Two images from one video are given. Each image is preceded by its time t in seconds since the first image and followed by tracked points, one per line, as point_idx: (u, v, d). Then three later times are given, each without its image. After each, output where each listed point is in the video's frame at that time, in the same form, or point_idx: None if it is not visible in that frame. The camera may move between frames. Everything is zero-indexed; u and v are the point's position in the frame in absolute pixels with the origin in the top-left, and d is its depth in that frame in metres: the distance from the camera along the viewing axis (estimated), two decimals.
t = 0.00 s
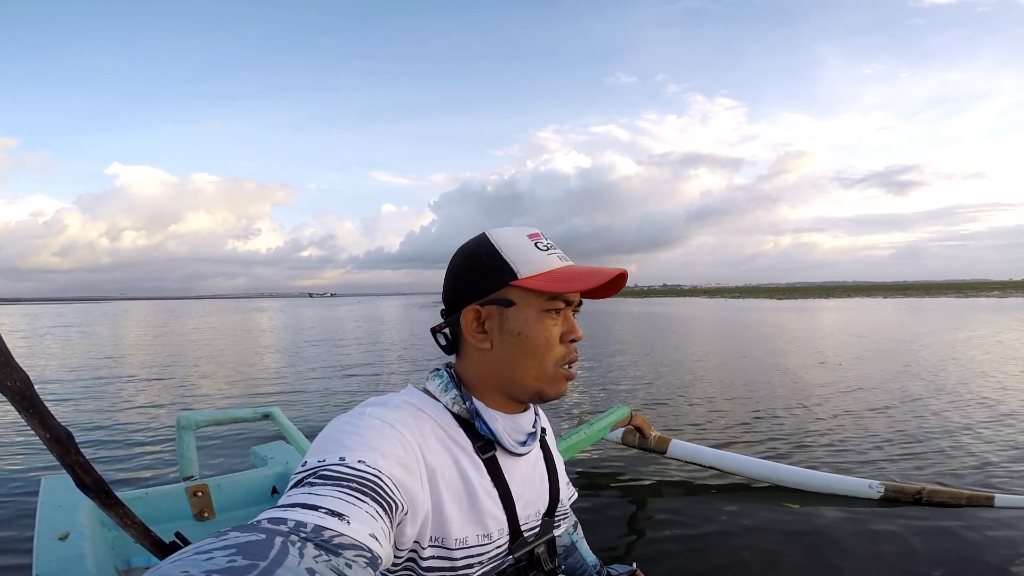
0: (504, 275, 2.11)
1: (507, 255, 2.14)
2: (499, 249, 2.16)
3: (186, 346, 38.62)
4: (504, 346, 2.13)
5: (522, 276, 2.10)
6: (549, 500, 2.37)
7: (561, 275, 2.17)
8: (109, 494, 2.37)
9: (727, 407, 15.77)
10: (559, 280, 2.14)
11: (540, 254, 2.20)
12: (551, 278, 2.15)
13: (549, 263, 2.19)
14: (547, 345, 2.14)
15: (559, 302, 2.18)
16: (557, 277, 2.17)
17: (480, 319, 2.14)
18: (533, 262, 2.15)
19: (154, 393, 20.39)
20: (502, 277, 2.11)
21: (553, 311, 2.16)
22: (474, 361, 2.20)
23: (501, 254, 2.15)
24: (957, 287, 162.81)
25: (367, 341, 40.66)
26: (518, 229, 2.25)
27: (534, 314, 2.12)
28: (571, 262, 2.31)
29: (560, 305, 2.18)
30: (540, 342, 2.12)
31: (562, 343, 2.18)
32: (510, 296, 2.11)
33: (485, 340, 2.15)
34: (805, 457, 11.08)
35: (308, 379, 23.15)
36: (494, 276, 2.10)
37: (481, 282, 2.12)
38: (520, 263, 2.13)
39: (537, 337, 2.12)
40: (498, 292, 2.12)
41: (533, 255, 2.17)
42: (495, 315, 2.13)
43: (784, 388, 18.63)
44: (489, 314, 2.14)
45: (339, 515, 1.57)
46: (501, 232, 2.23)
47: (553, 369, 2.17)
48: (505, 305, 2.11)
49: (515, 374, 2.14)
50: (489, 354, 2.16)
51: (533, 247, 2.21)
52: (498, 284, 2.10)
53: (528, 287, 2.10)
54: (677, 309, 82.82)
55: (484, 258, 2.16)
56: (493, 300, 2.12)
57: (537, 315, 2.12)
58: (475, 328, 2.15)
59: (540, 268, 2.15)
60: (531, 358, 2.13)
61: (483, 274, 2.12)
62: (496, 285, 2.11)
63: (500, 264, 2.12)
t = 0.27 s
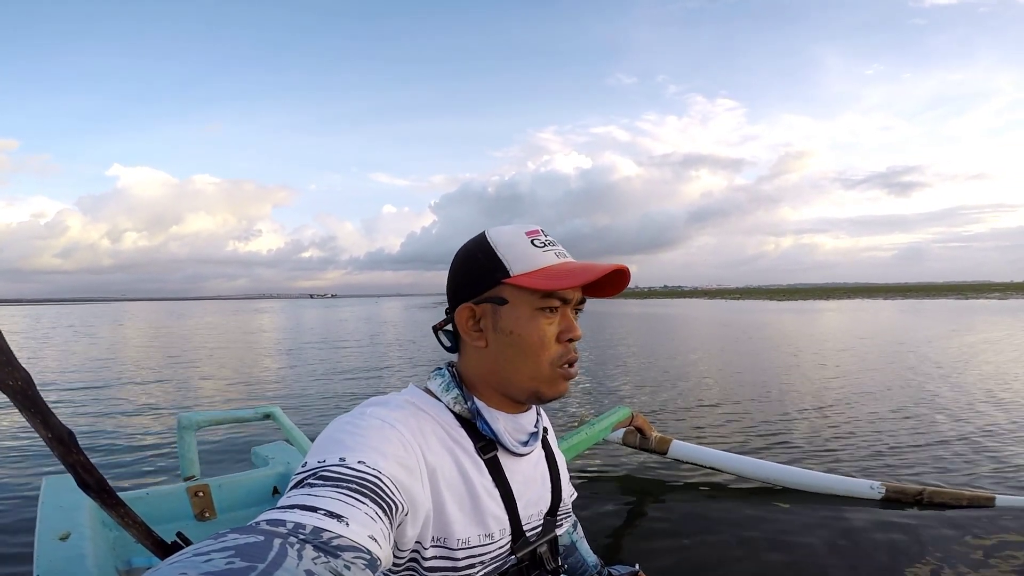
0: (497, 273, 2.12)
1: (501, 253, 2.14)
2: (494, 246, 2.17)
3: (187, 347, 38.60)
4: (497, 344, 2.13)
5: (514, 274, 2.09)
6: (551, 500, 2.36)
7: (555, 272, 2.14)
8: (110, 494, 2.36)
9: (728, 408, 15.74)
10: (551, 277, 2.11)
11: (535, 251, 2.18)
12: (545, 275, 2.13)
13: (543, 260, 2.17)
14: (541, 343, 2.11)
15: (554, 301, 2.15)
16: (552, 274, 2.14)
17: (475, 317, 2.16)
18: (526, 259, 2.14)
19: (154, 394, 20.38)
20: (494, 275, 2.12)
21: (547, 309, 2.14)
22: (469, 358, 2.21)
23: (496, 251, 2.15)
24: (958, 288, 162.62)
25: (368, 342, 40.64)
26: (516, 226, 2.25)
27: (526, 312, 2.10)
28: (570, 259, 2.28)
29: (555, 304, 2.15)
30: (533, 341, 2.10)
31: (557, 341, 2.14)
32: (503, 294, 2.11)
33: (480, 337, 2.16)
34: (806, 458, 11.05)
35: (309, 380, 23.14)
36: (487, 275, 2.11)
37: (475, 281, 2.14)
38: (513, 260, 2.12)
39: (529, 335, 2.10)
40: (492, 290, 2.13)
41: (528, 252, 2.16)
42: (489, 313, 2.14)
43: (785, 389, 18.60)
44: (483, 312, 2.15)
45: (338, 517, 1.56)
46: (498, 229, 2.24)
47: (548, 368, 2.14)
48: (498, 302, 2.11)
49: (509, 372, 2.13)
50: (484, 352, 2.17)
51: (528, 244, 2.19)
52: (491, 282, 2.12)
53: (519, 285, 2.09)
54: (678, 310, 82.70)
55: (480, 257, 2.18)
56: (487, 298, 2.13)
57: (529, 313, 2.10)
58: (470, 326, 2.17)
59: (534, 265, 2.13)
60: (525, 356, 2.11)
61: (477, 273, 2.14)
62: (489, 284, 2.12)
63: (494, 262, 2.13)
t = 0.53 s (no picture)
0: (490, 276, 2.14)
1: (496, 254, 2.15)
2: (490, 247, 2.19)
3: (185, 343, 38.52)
4: (493, 346, 2.15)
5: (507, 276, 2.10)
6: (557, 498, 2.36)
7: (549, 274, 2.12)
8: (114, 493, 2.36)
9: (725, 410, 15.76)
10: (543, 280, 2.10)
11: (530, 252, 2.17)
12: (538, 277, 2.11)
13: (539, 261, 2.16)
14: (535, 345, 2.11)
15: (550, 302, 2.13)
16: (545, 276, 2.12)
17: (472, 319, 2.19)
18: (520, 260, 2.14)
19: (151, 391, 20.34)
20: (489, 278, 2.14)
21: (542, 311, 2.13)
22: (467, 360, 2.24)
23: (491, 253, 2.17)
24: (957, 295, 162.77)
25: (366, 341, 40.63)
26: (514, 226, 2.25)
27: (518, 315, 2.10)
28: (569, 259, 2.25)
29: (550, 306, 2.13)
30: (526, 343, 2.11)
31: (552, 343, 2.13)
32: (497, 297, 2.13)
33: (477, 338, 2.20)
34: (804, 460, 11.07)
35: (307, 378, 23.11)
36: (481, 278, 2.14)
37: (471, 283, 2.17)
38: (507, 262, 2.13)
39: (523, 338, 2.10)
40: (487, 292, 2.15)
41: (522, 253, 2.15)
42: (485, 315, 2.16)
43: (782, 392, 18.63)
44: (480, 314, 2.18)
45: (344, 517, 1.56)
46: (496, 230, 2.25)
47: (544, 371, 2.13)
48: (493, 304, 2.14)
49: (505, 374, 2.15)
50: (481, 354, 2.20)
51: (524, 244, 2.18)
52: (486, 285, 2.14)
53: (511, 288, 2.09)
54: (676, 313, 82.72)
55: (477, 258, 2.20)
56: (483, 300, 2.16)
57: (521, 316, 2.10)
58: (467, 328, 2.20)
59: (528, 266, 2.13)
60: (519, 359, 2.12)
61: (473, 276, 2.17)
62: (483, 286, 2.15)
63: (489, 264, 2.15)
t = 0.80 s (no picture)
0: (483, 276, 2.15)
1: (488, 254, 2.16)
2: (483, 248, 2.20)
3: (176, 345, 38.22)
4: (487, 345, 2.16)
5: (498, 275, 2.11)
6: (558, 496, 2.36)
7: (539, 273, 2.10)
8: (112, 497, 2.34)
9: (719, 409, 15.82)
10: (533, 277, 2.09)
11: (522, 250, 2.16)
12: (529, 276, 2.10)
13: (530, 259, 2.15)
14: (527, 345, 2.10)
15: (542, 301, 2.12)
16: (536, 274, 2.11)
17: (467, 318, 2.21)
18: (512, 259, 2.14)
19: (143, 393, 20.18)
20: (481, 278, 2.15)
21: (534, 310, 2.11)
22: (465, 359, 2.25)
23: (484, 253, 2.18)
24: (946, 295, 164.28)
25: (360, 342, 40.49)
26: (509, 225, 2.25)
27: (510, 314, 2.10)
28: (562, 256, 2.22)
29: (542, 305, 2.12)
30: (519, 342, 2.10)
31: (546, 343, 2.11)
32: (489, 296, 2.14)
33: (473, 338, 2.21)
34: (798, 458, 11.12)
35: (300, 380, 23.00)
36: (474, 277, 2.16)
37: (466, 284, 2.20)
38: (499, 261, 2.13)
39: (516, 337, 2.10)
40: (481, 292, 2.17)
41: (515, 252, 2.15)
42: (479, 315, 2.18)
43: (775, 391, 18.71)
44: (474, 314, 2.19)
45: (345, 518, 1.55)
46: (491, 230, 2.26)
47: (538, 370, 2.12)
48: (486, 304, 2.15)
49: (500, 373, 2.15)
50: (477, 353, 2.21)
51: (516, 243, 2.18)
52: (478, 285, 2.16)
53: (501, 287, 2.10)
54: (670, 314, 82.93)
55: (471, 258, 2.22)
56: (476, 300, 2.17)
57: (513, 315, 2.10)
58: (463, 327, 2.22)
59: (519, 265, 2.12)
60: (511, 358, 2.12)
61: (468, 276, 2.20)
62: (477, 286, 2.17)
63: (481, 264, 2.16)
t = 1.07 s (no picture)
0: (469, 275, 2.18)
1: (474, 253, 2.18)
2: (469, 248, 2.23)
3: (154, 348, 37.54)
4: (474, 343, 2.18)
5: (481, 274, 2.12)
6: (554, 494, 2.38)
7: (521, 270, 2.10)
8: (99, 502, 2.30)
9: (702, 407, 15.99)
10: (514, 275, 2.09)
11: (505, 248, 2.17)
12: (510, 274, 2.10)
13: (512, 257, 2.15)
14: (511, 342, 2.11)
15: (525, 299, 2.12)
16: (517, 272, 2.10)
17: (455, 317, 2.23)
18: (495, 258, 2.15)
19: (121, 398, 19.80)
20: (467, 278, 2.18)
21: (518, 308, 2.12)
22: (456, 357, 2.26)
23: (470, 253, 2.21)
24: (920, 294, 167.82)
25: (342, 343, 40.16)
26: (495, 225, 2.27)
27: (493, 312, 2.11)
28: (547, 254, 2.22)
29: (525, 302, 2.12)
30: (503, 340, 2.11)
31: (530, 340, 2.11)
32: (475, 295, 2.16)
33: (462, 336, 2.23)
34: (779, 454, 11.29)
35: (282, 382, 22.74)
36: (460, 277, 2.19)
37: (453, 283, 2.23)
38: (483, 260, 2.15)
39: (500, 335, 2.11)
40: (468, 291, 2.19)
41: (498, 250, 2.16)
42: (467, 313, 2.19)
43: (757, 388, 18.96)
44: (461, 313, 2.21)
45: (343, 518, 1.54)
46: (478, 229, 2.28)
47: (523, 368, 2.12)
48: (473, 303, 2.16)
49: (486, 371, 2.16)
50: (466, 351, 2.23)
51: (499, 241, 2.19)
52: (465, 284, 2.18)
53: (484, 285, 2.11)
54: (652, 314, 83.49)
55: (459, 258, 2.25)
56: (464, 299, 2.19)
57: (495, 313, 2.11)
58: (453, 326, 2.24)
59: (502, 263, 2.13)
60: (496, 356, 2.13)
61: (455, 275, 2.22)
62: (463, 286, 2.19)
63: (467, 264, 2.19)
